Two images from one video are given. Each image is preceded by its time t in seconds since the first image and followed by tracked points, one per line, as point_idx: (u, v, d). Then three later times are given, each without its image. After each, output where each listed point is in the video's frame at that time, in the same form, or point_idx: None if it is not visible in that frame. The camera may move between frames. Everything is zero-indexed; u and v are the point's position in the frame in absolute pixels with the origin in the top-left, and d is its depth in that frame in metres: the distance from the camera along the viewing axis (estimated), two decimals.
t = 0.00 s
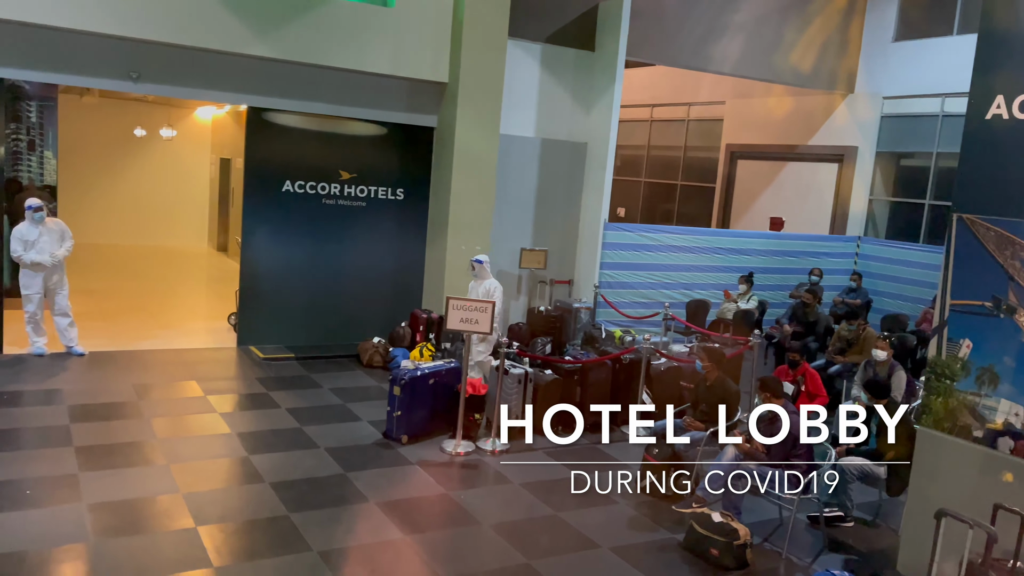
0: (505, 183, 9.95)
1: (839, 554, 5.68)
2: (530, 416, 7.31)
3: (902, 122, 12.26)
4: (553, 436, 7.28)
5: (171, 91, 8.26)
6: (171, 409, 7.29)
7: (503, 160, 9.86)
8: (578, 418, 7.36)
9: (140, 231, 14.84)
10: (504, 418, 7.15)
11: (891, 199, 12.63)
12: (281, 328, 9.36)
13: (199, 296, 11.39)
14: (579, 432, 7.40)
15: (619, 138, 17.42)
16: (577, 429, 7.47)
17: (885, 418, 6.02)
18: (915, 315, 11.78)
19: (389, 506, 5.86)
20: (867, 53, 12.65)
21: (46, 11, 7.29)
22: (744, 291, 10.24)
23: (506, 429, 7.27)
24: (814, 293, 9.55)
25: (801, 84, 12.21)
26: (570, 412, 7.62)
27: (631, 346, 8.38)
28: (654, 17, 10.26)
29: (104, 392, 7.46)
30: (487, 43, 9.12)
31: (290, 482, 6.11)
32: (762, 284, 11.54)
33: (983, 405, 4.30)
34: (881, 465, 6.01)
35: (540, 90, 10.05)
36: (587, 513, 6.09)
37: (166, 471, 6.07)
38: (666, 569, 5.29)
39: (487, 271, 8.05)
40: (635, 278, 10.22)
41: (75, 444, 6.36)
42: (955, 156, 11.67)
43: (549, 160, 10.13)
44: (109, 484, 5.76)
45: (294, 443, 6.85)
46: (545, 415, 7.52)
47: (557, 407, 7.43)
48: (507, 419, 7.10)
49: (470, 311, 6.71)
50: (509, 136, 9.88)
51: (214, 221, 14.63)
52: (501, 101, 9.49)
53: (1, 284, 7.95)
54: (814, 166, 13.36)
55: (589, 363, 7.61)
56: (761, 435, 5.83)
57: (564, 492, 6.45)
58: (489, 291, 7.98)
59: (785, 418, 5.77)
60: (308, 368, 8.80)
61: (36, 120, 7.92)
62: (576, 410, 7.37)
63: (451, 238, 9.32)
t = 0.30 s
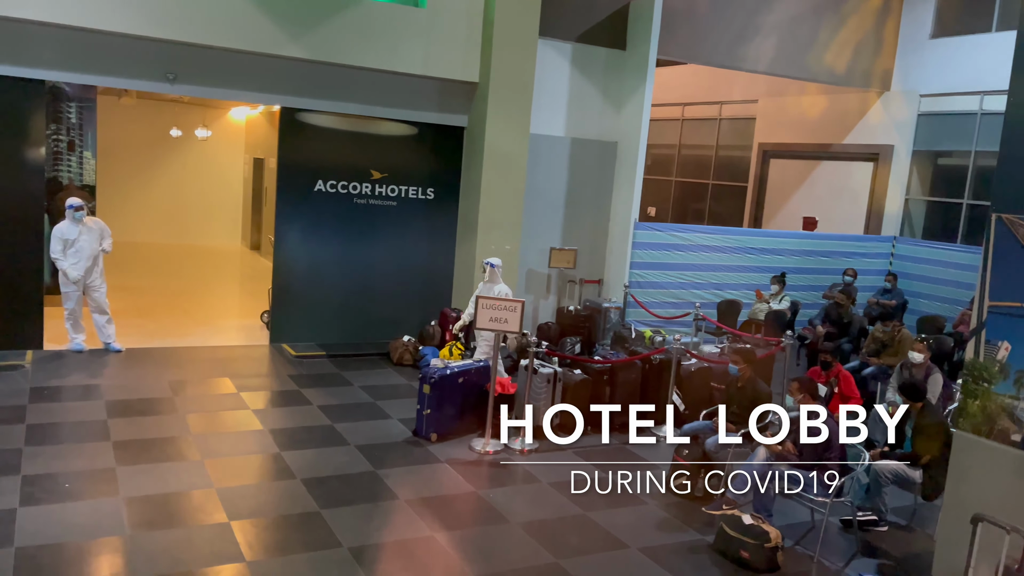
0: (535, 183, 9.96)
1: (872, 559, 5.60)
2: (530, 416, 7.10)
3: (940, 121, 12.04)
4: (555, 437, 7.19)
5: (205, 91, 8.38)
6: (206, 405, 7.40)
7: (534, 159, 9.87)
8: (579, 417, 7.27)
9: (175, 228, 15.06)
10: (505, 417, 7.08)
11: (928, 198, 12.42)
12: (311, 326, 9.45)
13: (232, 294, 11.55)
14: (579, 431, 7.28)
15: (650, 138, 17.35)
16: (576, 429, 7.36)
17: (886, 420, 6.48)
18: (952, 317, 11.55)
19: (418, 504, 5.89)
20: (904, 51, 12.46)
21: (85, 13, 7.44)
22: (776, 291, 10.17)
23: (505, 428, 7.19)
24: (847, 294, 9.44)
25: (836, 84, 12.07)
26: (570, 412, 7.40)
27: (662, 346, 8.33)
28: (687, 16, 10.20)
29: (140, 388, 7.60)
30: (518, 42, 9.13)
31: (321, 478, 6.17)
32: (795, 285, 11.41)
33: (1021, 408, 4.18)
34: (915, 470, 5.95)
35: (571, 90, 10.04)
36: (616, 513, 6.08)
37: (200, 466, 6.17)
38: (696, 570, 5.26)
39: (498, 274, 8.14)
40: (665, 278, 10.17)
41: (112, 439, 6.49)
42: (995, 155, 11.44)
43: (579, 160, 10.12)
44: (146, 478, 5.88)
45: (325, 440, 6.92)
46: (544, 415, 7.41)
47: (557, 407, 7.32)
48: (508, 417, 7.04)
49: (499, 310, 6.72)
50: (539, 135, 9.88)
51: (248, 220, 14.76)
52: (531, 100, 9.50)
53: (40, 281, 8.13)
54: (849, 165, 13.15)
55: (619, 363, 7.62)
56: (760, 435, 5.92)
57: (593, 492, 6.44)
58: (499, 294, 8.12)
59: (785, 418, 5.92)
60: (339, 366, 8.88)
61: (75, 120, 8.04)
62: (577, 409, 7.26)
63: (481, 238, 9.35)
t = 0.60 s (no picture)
0: (566, 182, 9.96)
1: (909, 564, 5.51)
2: (530, 415, 7.25)
3: (981, 119, 11.75)
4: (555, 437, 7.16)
5: (241, 91, 8.50)
6: (241, 401, 7.50)
7: (565, 158, 9.86)
8: (580, 418, 7.21)
9: (212, 229, 15.22)
10: (504, 419, 7.02)
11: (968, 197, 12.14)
12: (344, 324, 9.53)
13: (267, 292, 11.71)
14: (579, 431, 7.22)
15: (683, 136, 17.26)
16: (576, 429, 7.28)
17: (885, 419, 6.42)
18: (992, 319, 11.28)
19: (448, 501, 5.91)
20: (944, 47, 12.23)
21: (122, 16, 7.56)
22: (811, 292, 10.02)
23: (506, 430, 7.13)
24: (885, 295, 9.29)
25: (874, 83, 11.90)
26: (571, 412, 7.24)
27: (694, 346, 8.27)
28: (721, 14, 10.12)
29: (177, 384, 7.73)
30: (549, 41, 9.11)
31: (353, 475, 6.22)
32: (830, 285, 11.25)
33: None
34: (955, 473, 5.72)
35: (604, 88, 10.01)
36: (646, 514, 6.05)
37: (235, 462, 6.26)
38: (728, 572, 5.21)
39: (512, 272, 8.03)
40: (699, 277, 10.10)
41: (150, 433, 6.61)
42: None
43: (611, 158, 10.09)
44: (182, 472, 5.97)
45: (358, 437, 6.98)
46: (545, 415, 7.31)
47: (557, 407, 7.22)
48: (506, 419, 6.97)
49: (530, 309, 6.72)
50: (571, 134, 9.88)
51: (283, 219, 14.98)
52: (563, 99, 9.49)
53: (81, 279, 8.30)
54: (887, 164, 12.90)
55: (651, 363, 7.59)
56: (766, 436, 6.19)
57: (624, 492, 6.41)
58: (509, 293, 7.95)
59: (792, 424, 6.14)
60: (371, 364, 8.95)
61: (116, 121, 8.39)
62: (576, 410, 7.19)
63: (512, 237, 9.36)
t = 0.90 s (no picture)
0: (599, 180, 9.92)
1: (948, 569, 5.41)
2: (530, 416, 7.19)
3: None
4: (556, 437, 7.13)
5: (278, 92, 8.65)
6: (277, 397, 7.61)
7: (598, 156, 9.84)
8: (578, 417, 7.18)
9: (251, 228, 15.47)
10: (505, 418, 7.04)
11: (1011, 196, 11.86)
12: (377, 322, 9.62)
13: (303, 290, 11.85)
14: (579, 430, 7.21)
15: (718, 134, 17.09)
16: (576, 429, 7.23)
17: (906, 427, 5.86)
18: None
19: (480, 499, 5.94)
20: (986, 43, 11.96)
21: (161, 19, 7.69)
22: (847, 291, 9.86)
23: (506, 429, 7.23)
24: (925, 295, 9.11)
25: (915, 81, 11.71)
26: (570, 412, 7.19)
27: (728, 346, 8.22)
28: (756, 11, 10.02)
29: (215, 380, 7.86)
30: (582, 38, 9.08)
31: (386, 471, 6.28)
32: (867, 285, 11.08)
33: None
34: (995, 476, 5.66)
35: (637, 86, 9.97)
36: (679, 514, 6.01)
37: (271, 457, 6.35)
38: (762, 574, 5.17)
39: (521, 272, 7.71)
40: (733, 277, 10.03)
41: (189, 428, 6.74)
42: None
43: (644, 157, 10.04)
44: (219, 467, 6.08)
45: (391, 434, 7.04)
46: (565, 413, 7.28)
47: (557, 407, 7.15)
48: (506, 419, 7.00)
49: (562, 308, 6.72)
50: (604, 132, 9.85)
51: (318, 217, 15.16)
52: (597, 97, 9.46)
53: (123, 277, 8.48)
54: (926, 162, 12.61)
55: (684, 363, 7.56)
56: (803, 435, 6.09)
57: (657, 492, 6.38)
58: (519, 296, 7.67)
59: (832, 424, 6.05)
60: (404, 362, 9.01)
61: (156, 121, 8.54)
62: (575, 410, 7.16)
63: (544, 235, 9.36)
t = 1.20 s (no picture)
0: (631, 179, 9.89)
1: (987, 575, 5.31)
2: (531, 416, 7.10)
3: None
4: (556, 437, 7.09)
5: (311, 91, 8.73)
6: (310, 394, 7.69)
7: (630, 155, 9.80)
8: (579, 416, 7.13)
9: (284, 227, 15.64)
10: (503, 419, 7.08)
11: None
12: (408, 320, 9.67)
13: (336, 288, 11.96)
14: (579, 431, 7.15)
15: (751, 133, 16.89)
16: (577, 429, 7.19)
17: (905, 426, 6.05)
18: None
19: (510, 497, 5.96)
20: None
21: (199, 20, 7.82)
22: (885, 291, 9.71)
23: (506, 430, 7.17)
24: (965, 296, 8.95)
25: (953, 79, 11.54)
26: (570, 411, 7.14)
27: (762, 347, 8.16)
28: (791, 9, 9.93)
29: (249, 376, 7.98)
30: (614, 36, 9.05)
31: (418, 468, 6.33)
32: (905, 285, 10.91)
33: None
34: None
35: (670, 84, 9.92)
36: (711, 515, 5.98)
37: (304, 453, 6.43)
38: None
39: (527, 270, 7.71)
40: (767, 276, 9.95)
41: (224, 424, 6.84)
42: None
43: (677, 155, 9.99)
44: (254, 462, 6.17)
45: (422, 431, 7.08)
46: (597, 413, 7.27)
47: (557, 407, 7.16)
48: (505, 419, 7.06)
49: (593, 307, 6.70)
50: (637, 131, 9.81)
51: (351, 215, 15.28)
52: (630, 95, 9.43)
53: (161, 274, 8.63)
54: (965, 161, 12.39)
55: (717, 363, 7.48)
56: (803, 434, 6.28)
57: (689, 493, 6.34)
58: (528, 294, 7.64)
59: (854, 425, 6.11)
60: (435, 360, 9.06)
61: (193, 122, 8.63)
62: (575, 410, 7.10)
63: (576, 234, 9.35)
